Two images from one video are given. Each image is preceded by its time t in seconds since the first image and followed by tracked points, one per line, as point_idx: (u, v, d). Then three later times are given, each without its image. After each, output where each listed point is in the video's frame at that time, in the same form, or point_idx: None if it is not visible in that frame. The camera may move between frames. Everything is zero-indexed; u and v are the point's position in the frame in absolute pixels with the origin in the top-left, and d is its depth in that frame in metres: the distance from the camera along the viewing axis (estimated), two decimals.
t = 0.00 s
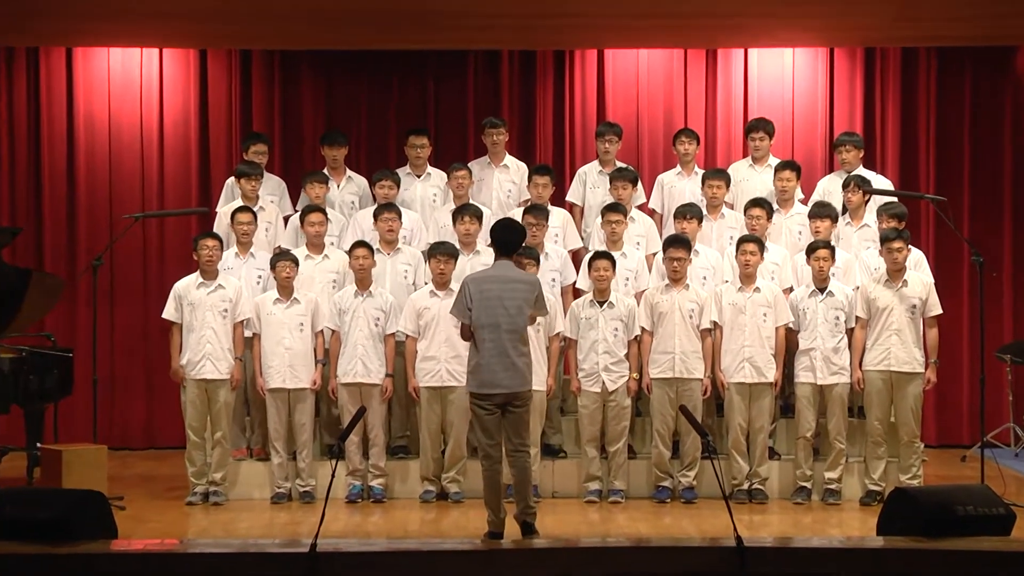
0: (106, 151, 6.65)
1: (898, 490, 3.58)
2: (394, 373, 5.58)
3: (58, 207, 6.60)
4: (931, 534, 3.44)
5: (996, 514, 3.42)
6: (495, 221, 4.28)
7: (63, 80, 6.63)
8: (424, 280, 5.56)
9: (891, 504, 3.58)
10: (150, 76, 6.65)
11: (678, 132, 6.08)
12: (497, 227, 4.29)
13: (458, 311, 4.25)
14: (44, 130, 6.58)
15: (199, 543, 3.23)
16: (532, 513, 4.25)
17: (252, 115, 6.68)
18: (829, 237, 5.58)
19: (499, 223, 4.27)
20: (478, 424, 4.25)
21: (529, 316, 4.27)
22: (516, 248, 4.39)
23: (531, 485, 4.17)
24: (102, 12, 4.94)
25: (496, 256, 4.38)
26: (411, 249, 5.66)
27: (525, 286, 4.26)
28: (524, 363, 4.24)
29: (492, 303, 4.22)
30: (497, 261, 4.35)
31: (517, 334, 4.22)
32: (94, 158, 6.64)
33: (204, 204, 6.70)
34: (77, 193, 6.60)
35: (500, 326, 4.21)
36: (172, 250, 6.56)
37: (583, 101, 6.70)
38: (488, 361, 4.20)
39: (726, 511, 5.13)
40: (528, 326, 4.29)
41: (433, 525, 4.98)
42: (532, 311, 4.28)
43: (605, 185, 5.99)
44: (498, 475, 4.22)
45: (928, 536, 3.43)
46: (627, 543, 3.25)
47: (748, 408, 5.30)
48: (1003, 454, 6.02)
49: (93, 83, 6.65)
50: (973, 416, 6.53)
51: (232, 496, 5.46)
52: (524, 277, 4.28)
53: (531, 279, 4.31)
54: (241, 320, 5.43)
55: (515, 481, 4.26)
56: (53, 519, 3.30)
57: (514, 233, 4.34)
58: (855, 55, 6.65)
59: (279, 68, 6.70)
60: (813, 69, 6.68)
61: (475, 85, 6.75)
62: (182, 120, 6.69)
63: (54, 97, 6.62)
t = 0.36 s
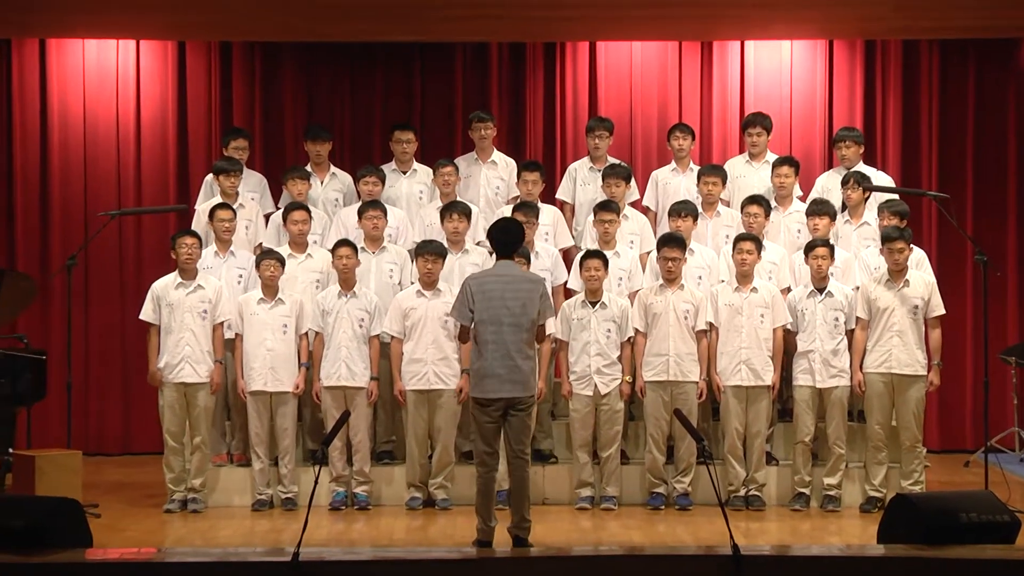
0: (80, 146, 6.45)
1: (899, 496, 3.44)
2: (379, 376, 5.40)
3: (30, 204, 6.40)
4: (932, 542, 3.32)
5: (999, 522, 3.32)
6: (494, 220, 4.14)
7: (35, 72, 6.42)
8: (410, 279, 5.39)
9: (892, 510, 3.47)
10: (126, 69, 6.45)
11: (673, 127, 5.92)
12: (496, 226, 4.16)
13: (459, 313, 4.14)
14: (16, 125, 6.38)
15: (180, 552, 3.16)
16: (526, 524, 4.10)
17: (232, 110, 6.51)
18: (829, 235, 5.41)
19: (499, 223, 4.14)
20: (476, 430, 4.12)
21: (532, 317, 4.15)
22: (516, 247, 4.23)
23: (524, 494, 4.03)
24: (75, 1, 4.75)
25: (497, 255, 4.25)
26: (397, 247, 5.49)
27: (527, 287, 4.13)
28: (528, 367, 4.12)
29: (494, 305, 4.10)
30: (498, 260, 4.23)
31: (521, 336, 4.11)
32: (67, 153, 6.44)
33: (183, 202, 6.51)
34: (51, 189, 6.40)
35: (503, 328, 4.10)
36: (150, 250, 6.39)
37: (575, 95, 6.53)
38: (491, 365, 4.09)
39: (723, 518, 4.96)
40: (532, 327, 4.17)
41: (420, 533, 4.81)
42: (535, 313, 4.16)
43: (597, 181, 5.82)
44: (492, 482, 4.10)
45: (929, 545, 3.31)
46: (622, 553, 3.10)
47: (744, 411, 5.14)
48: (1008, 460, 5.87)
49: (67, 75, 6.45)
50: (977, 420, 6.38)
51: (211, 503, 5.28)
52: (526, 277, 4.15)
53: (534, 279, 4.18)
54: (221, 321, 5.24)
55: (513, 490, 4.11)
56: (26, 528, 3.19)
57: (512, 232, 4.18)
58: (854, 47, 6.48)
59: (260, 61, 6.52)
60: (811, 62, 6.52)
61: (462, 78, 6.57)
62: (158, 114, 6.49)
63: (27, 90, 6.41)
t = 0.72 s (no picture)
0: (54, 140, 6.27)
1: (900, 501, 3.32)
2: (364, 379, 5.23)
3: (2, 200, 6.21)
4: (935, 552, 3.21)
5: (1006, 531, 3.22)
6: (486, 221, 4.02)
7: (7, 65, 6.23)
8: (396, 279, 5.22)
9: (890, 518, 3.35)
10: (101, 60, 6.27)
11: (667, 123, 5.76)
12: (489, 226, 4.03)
13: (456, 316, 4.02)
14: None
15: (156, 563, 3.06)
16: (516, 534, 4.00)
17: (212, 104, 6.33)
18: (828, 234, 5.26)
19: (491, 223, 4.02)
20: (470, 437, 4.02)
21: (531, 319, 4.02)
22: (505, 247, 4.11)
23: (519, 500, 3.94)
24: None
25: (493, 256, 4.12)
26: (382, 246, 5.32)
27: (525, 288, 4.01)
28: (527, 371, 3.99)
29: (491, 308, 3.98)
30: (495, 262, 4.11)
31: (521, 340, 3.99)
32: (41, 148, 6.25)
33: (160, 198, 6.33)
34: (23, 185, 6.21)
35: (503, 331, 3.98)
36: (125, 252, 6.24)
37: (567, 90, 6.36)
38: (489, 370, 3.97)
39: (719, 526, 4.80)
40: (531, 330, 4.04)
41: (406, 542, 4.63)
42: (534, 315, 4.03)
43: (589, 178, 5.65)
44: (484, 489, 3.98)
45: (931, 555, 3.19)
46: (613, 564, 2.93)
47: (741, 416, 4.97)
48: (1013, 466, 5.71)
49: (40, 67, 6.26)
50: (981, 425, 6.22)
51: (189, 511, 5.10)
52: (523, 278, 4.03)
53: (533, 280, 4.05)
54: (200, 323, 5.06)
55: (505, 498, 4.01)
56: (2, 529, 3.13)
57: (499, 231, 4.06)
58: (854, 40, 6.33)
59: (240, 54, 6.35)
60: (810, 55, 6.36)
61: (449, 73, 6.41)
62: (134, 107, 6.32)
63: None
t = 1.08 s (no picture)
0: (25, 134, 6.08)
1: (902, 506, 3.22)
2: (348, 383, 5.06)
3: None
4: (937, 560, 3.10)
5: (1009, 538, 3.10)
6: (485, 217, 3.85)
7: None
8: (381, 279, 5.05)
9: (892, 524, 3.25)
10: (74, 51, 6.09)
11: (661, 117, 5.59)
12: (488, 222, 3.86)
13: (448, 316, 3.86)
14: None
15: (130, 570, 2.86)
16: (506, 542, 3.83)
17: (190, 98, 6.16)
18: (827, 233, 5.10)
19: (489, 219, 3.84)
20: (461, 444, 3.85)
21: (526, 320, 3.85)
22: (508, 247, 3.94)
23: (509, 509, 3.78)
24: None
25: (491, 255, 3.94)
26: (367, 244, 5.15)
27: (521, 288, 3.84)
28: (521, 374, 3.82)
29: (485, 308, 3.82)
30: (491, 260, 3.93)
31: (515, 342, 3.82)
32: (12, 143, 6.07)
33: (136, 195, 6.16)
34: None
35: (496, 332, 3.81)
36: (99, 251, 6.07)
37: (557, 84, 6.20)
38: (481, 373, 3.80)
39: (714, 534, 4.63)
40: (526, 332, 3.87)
41: (390, 550, 4.47)
42: (530, 316, 3.86)
43: (580, 174, 5.49)
44: (475, 496, 3.82)
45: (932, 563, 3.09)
46: None
47: (737, 420, 4.81)
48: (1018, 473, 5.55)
49: (11, 59, 6.08)
50: (984, 430, 6.07)
51: (166, 519, 4.92)
52: (520, 278, 3.86)
53: (529, 280, 3.87)
54: (178, 324, 4.89)
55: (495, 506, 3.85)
56: None
57: (503, 230, 3.89)
58: (852, 32, 6.18)
59: (219, 46, 6.18)
60: (808, 47, 6.21)
61: (436, 66, 6.24)
62: (109, 100, 6.14)
63: None
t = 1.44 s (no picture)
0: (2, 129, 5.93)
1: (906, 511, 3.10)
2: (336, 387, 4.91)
3: None
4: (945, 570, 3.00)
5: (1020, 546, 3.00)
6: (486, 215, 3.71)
7: None
8: (370, 279, 4.90)
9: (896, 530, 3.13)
10: (51, 43, 5.93)
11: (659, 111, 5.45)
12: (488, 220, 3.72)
13: (438, 315, 3.70)
14: None
15: None
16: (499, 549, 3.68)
17: (172, 91, 6.00)
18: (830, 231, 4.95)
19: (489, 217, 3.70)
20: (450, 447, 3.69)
21: (518, 322, 3.69)
22: (509, 248, 3.80)
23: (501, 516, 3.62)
24: None
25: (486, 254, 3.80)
26: (355, 243, 4.99)
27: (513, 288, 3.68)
28: (513, 378, 3.66)
29: (475, 308, 3.66)
30: (486, 258, 3.78)
31: (506, 344, 3.66)
32: None
33: (116, 192, 6.00)
34: None
35: (487, 334, 3.65)
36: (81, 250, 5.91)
37: (552, 77, 6.05)
38: (471, 376, 3.65)
39: (714, 542, 4.48)
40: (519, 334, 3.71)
41: (379, 559, 4.32)
42: (522, 317, 3.69)
43: (575, 170, 5.34)
44: (467, 500, 3.67)
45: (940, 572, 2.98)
46: None
47: (738, 424, 4.66)
48: None
49: None
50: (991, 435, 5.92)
51: (147, 527, 4.77)
52: (513, 278, 3.70)
53: (523, 280, 3.71)
54: (159, 325, 4.73)
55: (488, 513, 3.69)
56: None
57: (509, 230, 3.76)
58: (855, 23, 6.03)
59: (202, 38, 6.02)
60: (810, 37, 6.06)
61: (427, 60, 6.09)
62: (86, 94, 5.99)
63: None
